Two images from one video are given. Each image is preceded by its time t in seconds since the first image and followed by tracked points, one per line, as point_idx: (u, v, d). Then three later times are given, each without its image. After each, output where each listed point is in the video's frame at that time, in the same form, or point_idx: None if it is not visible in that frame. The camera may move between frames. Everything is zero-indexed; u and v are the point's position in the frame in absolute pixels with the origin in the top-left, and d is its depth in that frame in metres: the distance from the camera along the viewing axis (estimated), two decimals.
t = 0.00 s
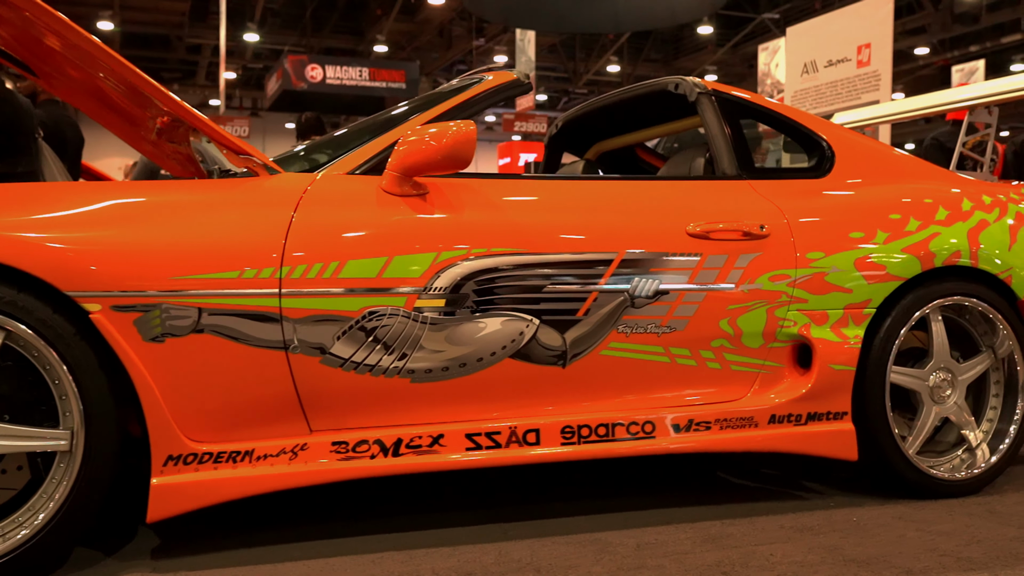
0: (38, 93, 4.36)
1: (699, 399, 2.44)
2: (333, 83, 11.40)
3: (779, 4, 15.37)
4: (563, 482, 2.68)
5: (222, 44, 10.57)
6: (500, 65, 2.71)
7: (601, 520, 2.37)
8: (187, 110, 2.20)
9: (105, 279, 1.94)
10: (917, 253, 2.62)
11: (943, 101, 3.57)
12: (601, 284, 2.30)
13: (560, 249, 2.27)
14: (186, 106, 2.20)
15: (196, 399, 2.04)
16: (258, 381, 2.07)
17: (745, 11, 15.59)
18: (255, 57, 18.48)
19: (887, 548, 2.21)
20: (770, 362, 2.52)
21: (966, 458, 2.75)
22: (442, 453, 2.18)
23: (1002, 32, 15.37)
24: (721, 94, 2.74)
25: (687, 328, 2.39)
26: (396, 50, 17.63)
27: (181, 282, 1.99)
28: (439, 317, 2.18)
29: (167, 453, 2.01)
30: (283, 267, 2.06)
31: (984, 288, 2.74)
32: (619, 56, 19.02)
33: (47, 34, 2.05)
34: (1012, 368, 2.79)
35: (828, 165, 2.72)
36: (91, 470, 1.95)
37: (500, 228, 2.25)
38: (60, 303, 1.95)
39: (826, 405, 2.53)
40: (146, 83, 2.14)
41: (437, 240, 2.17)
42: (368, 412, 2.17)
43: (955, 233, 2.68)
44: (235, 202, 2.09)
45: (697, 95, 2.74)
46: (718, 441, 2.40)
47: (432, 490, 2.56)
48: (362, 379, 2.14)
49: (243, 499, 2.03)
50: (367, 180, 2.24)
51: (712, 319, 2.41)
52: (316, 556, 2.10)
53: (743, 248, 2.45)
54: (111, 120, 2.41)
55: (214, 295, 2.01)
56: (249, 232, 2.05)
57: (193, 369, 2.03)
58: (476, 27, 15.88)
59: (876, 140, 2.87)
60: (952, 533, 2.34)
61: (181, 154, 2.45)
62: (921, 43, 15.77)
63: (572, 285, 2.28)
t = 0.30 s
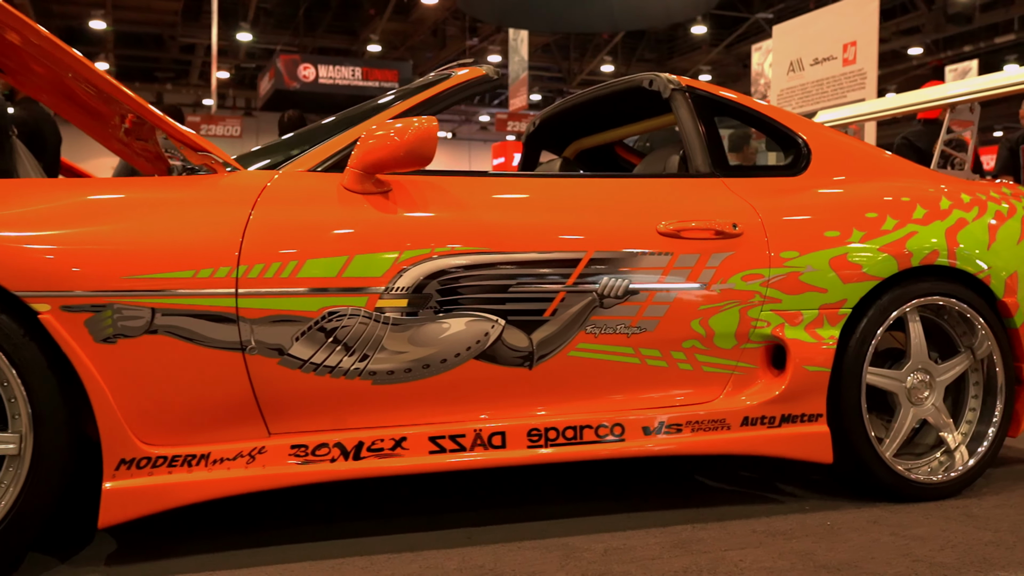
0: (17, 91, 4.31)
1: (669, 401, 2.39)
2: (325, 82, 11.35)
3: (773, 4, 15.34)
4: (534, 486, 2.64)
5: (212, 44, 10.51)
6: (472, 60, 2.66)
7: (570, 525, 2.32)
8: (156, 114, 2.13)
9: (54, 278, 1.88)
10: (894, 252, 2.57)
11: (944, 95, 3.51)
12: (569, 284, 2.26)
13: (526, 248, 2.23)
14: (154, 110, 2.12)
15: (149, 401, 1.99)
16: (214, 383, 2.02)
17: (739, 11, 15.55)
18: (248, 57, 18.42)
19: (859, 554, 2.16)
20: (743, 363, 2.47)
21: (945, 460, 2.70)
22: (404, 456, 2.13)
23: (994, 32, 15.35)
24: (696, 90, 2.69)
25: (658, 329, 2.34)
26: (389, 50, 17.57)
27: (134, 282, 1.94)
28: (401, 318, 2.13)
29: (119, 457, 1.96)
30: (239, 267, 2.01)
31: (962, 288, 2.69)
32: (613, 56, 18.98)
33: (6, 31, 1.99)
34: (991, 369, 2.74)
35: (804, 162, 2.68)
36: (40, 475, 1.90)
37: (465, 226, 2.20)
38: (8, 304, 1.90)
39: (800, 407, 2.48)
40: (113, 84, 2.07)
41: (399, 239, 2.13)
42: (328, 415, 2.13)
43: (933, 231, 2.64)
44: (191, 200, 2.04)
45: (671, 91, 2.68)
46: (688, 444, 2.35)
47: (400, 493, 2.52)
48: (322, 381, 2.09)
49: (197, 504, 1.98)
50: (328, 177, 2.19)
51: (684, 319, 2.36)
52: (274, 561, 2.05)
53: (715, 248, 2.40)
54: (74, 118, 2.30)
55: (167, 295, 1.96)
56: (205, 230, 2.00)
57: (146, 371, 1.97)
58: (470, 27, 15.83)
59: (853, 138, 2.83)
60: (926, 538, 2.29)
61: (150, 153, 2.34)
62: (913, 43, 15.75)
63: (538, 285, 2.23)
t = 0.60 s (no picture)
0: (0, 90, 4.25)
1: (641, 404, 2.34)
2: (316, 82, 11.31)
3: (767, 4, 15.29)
4: (507, 491, 2.59)
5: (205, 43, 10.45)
6: (438, 59, 2.63)
7: (538, 532, 2.27)
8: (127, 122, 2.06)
9: None
10: (872, 253, 2.52)
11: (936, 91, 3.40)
12: (537, 284, 2.21)
13: (492, 249, 2.18)
14: (127, 119, 2.05)
15: (101, 405, 1.93)
16: (169, 386, 1.97)
17: (733, 11, 15.51)
18: (241, 57, 18.36)
19: (832, 561, 2.11)
20: (717, 365, 2.42)
21: (924, 464, 2.66)
22: (367, 462, 2.08)
23: (988, 33, 15.31)
24: (670, 87, 2.63)
25: (629, 330, 2.29)
26: (383, 50, 17.50)
27: (84, 282, 1.88)
28: (363, 319, 2.08)
29: (69, 462, 1.90)
30: (195, 267, 1.96)
31: (942, 288, 2.64)
32: (607, 55, 18.92)
33: None
34: (971, 371, 2.69)
35: (780, 161, 2.64)
36: None
37: (429, 226, 2.15)
38: None
39: (775, 410, 2.43)
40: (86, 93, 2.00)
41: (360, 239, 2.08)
42: (289, 418, 2.08)
43: (911, 231, 2.59)
44: (145, 198, 1.99)
45: (645, 87, 2.63)
46: (660, 448, 2.30)
47: (367, 499, 2.46)
48: (281, 384, 2.04)
49: (150, 511, 1.92)
50: (288, 176, 2.14)
51: (655, 320, 2.31)
52: (232, 569, 1.99)
53: (687, 247, 2.35)
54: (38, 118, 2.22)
55: (119, 296, 1.90)
56: (158, 229, 1.95)
57: (98, 374, 1.92)
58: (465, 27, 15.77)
59: (831, 135, 2.78)
60: (902, 544, 2.24)
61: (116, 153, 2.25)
62: (907, 43, 15.71)
63: (504, 285, 2.18)
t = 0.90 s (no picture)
0: None
1: (611, 408, 2.29)
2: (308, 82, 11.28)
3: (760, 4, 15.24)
4: (478, 497, 2.54)
5: (194, 43, 10.38)
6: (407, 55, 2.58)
7: (506, 539, 2.23)
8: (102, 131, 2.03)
9: None
10: (849, 253, 2.47)
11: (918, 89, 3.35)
12: (503, 285, 2.16)
13: (456, 249, 2.13)
14: (105, 130, 2.02)
15: (51, 410, 1.87)
16: (121, 391, 1.91)
17: (727, 11, 15.46)
18: (234, 57, 18.30)
19: (805, 568, 2.06)
20: (690, 368, 2.37)
21: (902, 467, 2.62)
22: (327, 467, 2.03)
23: (981, 33, 15.28)
24: (644, 84, 2.58)
25: (598, 332, 2.24)
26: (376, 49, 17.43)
27: (32, 284, 1.82)
28: (323, 321, 2.03)
29: (17, 469, 1.84)
30: (148, 268, 1.90)
31: (921, 289, 2.60)
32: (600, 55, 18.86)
33: None
34: (950, 374, 2.65)
35: (755, 160, 2.58)
36: None
37: (392, 226, 2.10)
38: None
39: (749, 414, 2.38)
40: (65, 107, 1.96)
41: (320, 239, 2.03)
42: (247, 423, 2.03)
43: (889, 231, 2.54)
44: (97, 198, 1.93)
45: (619, 85, 2.58)
46: (630, 453, 2.25)
47: (333, 505, 2.42)
48: (238, 388, 1.99)
49: (101, 518, 1.87)
50: (247, 174, 2.08)
51: (626, 322, 2.26)
52: None
53: (659, 247, 2.29)
54: None
55: (68, 298, 1.85)
56: (110, 229, 1.89)
57: (46, 378, 1.86)
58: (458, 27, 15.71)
59: (809, 133, 2.73)
60: (876, 551, 2.20)
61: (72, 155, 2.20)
62: (901, 43, 15.68)
63: (469, 287, 2.13)
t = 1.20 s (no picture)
0: None
1: (580, 408, 2.24)
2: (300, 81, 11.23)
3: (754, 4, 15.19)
4: (448, 500, 2.49)
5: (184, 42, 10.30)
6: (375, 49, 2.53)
7: (472, 543, 2.18)
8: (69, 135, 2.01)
9: None
10: (824, 250, 2.42)
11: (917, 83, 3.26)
12: (467, 283, 2.11)
13: (419, 246, 2.08)
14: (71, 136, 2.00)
15: None
16: (71, 391, 1.86)
17: (720, 11, 15.40)
18: (225, 56, 18.20)
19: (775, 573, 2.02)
20: (661, 368, 2.31)
21: (880, 469, 2.58)
22: (285, 469, 1.98)
23: (974, 34, 15.24)
24: (617, 79, 2.53)
25: (566, 331, 2.19)
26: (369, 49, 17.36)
27: None
28: (281, 320, 1.98)
29: None
30: (98, 265, 1.85)
31: (898, 287, 2.55)
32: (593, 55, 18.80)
33: None
34: (928, 374, 2.61)
35: (729, 157, 2.52)
36: None
37: (352, 222, 2.05)
38: None
39: (721, 414, 2.32)
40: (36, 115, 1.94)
41: (277, 235, 1.98)
42: (202, 424, 1.97)
43: (865, 228, 2.49)
44: (47, 193, 1.88)
45: (591, 79, 2.53)
46: (599, 454, 2.20)
47: (298, 510, 2.36)
48: (193, 388, 1.94)
49: (49, 522, 1.81)
50: (204, 169, 2.03)
51: (594, 321, 2.21)
52: None
53: (629, 245, 2.24)
54: None
55: (15, 296, 1.80)
56: (59, 225, 1.84)
57: None
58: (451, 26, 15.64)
59: (786, 129, 2.69)
60: (850, 554, 2.15)
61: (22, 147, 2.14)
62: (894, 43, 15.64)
63: (432, 285, 2.08)
